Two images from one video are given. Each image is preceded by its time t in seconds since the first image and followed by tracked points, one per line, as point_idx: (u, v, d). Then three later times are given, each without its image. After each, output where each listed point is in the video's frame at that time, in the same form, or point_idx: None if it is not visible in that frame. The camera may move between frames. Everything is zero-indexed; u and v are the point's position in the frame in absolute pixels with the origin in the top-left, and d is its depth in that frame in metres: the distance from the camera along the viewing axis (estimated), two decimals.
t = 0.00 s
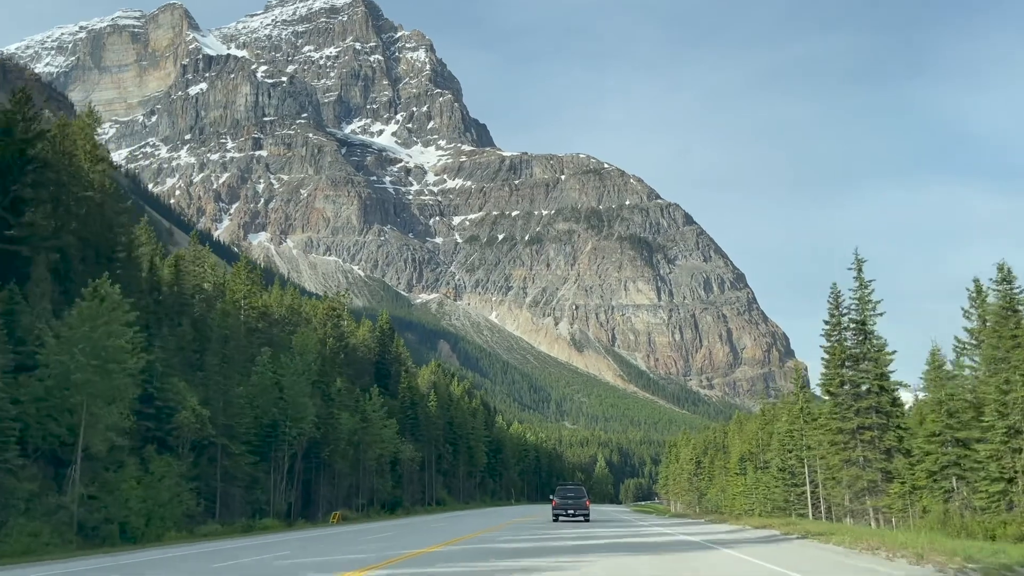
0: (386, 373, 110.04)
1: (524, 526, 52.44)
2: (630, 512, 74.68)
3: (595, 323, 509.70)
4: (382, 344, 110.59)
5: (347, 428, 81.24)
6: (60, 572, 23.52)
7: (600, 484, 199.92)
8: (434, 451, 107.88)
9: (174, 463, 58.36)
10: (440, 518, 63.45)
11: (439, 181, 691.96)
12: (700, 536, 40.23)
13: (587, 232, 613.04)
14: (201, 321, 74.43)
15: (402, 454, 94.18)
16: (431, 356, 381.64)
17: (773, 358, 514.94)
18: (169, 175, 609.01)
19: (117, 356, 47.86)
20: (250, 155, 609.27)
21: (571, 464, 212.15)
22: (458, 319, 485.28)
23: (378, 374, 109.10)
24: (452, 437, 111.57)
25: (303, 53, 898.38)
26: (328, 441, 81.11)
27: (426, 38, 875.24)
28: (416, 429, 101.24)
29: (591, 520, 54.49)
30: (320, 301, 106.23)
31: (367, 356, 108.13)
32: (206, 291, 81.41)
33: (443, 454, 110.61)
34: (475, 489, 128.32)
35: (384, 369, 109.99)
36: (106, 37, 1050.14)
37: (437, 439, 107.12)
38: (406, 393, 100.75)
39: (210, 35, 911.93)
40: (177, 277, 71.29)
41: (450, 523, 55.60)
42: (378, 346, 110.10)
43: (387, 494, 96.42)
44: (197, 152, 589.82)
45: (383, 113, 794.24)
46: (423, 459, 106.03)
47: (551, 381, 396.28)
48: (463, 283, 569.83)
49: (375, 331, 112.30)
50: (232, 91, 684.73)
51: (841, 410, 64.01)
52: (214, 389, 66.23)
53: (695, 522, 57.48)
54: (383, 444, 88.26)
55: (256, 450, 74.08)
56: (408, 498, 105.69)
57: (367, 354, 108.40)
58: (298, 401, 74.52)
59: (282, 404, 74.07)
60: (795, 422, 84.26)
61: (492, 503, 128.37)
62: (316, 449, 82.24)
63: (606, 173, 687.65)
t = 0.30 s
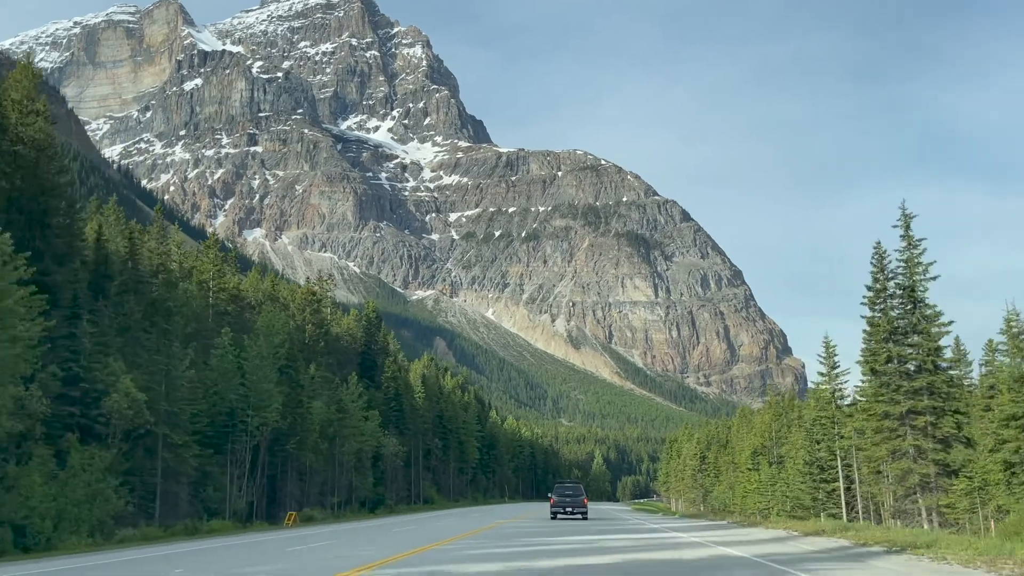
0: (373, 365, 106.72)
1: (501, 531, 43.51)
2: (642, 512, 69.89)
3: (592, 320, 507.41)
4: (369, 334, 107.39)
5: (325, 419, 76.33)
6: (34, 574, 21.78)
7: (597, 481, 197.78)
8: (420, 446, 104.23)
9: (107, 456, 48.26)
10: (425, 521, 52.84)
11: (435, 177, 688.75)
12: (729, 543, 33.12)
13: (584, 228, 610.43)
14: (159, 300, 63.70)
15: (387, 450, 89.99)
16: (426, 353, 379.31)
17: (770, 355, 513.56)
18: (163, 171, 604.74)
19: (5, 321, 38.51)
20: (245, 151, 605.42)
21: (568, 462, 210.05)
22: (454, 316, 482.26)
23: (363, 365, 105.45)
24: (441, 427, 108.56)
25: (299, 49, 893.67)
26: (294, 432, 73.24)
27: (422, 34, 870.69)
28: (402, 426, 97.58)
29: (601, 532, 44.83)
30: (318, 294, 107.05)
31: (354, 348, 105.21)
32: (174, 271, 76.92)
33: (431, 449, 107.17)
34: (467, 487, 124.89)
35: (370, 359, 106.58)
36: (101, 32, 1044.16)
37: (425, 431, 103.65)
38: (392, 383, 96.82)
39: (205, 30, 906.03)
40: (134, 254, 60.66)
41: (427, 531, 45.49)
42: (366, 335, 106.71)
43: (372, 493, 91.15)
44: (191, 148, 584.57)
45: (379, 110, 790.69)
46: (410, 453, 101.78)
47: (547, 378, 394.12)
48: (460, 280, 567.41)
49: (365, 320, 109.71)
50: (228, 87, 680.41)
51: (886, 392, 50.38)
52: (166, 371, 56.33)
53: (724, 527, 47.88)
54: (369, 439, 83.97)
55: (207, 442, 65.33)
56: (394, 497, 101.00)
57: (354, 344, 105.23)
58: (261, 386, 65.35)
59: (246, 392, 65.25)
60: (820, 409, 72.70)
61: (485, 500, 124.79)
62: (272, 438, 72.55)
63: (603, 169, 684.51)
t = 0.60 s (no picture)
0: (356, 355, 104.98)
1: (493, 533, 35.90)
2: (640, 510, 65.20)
3: (588, 317, 504.83)
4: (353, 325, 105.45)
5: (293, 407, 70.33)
6: None
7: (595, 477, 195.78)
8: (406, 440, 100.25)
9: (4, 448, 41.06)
10: (404, 525, 44.78)
11: (430, 173, 685.50)
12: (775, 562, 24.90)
13: (580, 224, 607.89)
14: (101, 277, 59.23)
15: (366, 444, 85.35)
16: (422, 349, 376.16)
17: (767, 351, 513.38)
18: (157, 167, 600.19)
19: None
20: (240, 146, 601.43)
21: (565, 458, 207.83)
22: (450, 313, 479.81)
23: (346, 353, 103.88)
24: (429, 420, 105.19)
25: (294, 45, 887.85)
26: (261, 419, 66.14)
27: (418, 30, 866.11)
28: (386, 418, 93.50)
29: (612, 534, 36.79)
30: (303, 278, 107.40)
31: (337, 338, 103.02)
32: (134, 250, 73.90)
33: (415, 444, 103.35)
34: (459, 484, 121.47)
35: (353, 348, 104.88)
36: (94, 27, 1035.39)
37: (410, 424, 99.77)
38: (373, 371, 93.21)
39: (200, 26, 899.76)
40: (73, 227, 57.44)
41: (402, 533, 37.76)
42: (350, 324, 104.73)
43: (350, 491, 85.75)
44: (186, 144, 579.96)
45: (374, 106, 786.53)
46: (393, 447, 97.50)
47: (543, 374, 391.84)
48: (456, 276, 564.67)
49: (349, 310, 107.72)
50: (222, 82, 675.60)
51: (953, 364, 46.33)
52: (86, 348, 48.25)
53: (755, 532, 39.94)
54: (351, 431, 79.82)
55: (147, 431, 57.49)
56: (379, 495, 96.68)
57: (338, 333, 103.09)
58: (216, 368, 57.65)
59: (198, 375, 57.47)
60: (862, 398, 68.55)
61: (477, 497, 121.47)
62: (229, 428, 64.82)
63: (599, 165, 682.44)
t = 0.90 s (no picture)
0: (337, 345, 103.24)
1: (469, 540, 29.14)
2: (634, 509, 60.90)
3: (585, 313, 502.85)
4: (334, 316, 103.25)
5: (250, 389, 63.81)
6: None
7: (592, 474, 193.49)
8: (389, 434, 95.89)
9: None
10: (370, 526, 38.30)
11: (426, 169, 682.30)
12: (788, 565, 20.42)
13: (577, 220, 605.31)
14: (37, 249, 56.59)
15: (343, 436, 80.43)
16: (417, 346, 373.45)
17: (764, 347, 511.55)
18: (151, 163, 595.92)
19: None
20: (234, 142, 597.49)
21: (561, 455, 205.49)
22: (446, 309, 477.35)
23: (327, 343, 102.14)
24: (416, 411, 101.35)
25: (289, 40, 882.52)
26: (217, 407, 59.60)
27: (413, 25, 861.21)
28: (366, 410, 88.97)
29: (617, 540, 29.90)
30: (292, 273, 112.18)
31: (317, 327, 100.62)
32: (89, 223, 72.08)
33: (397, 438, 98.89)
34: (450, 481, 118.22)
35: (334, 336, 103.21)
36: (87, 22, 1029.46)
37: (394, 417, 95.45)
38: (352, 359, 88.91)
39: (194, 21, 893.50)
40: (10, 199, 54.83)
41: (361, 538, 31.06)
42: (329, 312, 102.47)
43: (325, 489, 80.15)
44: (180, 140, 575.57)
45: (370, 101, 782.19)
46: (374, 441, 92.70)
47: (540, 371, 389.80)
48: (452, 273, 562.07)
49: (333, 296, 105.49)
50: (217, 78, 670.90)
51: None
52: None
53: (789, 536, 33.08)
54: (327, 422, 75.86)
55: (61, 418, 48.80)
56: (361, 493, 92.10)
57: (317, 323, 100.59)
58: (156, 347, 50.63)
59: (136, 354, 50.34)
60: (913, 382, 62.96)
61: (468, 493, 118.41)
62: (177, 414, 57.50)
63: (596, 161, 679.18)
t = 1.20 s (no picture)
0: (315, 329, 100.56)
1: (420, 556, 23.74)
2: (630, 508, 54.77)
3: (581, 309, 500.65)
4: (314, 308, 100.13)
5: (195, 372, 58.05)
6: None
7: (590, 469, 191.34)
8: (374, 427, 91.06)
9: None
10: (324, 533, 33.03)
11: (421, 165, 678.98)
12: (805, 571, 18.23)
13: (573, 216, 602.79)
14: None
15: (318, 429, 75.09)
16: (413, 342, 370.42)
17: (761, 342, 510.17)
18: (145, 159, 591.19)
19: None
20: (228, 138, 593.29)
21: (558, 450, 203.37)
22: (442, 305, 474.73)
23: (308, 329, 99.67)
24: (402, 402, 97.85)
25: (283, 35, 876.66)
26: (151, 392, 53.77)
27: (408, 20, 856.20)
28: (346, 400, 84.27)
29: (592, 557, 24.43)
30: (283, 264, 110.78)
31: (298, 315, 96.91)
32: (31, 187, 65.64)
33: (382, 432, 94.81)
34: (439, 477, 114.82)
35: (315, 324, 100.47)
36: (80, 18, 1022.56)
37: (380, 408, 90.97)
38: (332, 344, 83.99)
39: (187, 17, 886.99)
40: None
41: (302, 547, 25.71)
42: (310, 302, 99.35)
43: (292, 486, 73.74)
44: (173, 135, 571.11)
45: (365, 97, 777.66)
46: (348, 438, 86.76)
47: (536, 366, 387.47)
48: (447, 268, 559.24)
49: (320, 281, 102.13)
50: (210, 73, 665.62)
51: None
52: None
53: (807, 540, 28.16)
54: (300, 412, 70.37)
55: None
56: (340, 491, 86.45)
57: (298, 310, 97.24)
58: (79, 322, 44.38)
59: (52, 328, 43.88)
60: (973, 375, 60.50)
61: (458, 490, 115.00)
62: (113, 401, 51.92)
63: (592, 156, 677.55)
